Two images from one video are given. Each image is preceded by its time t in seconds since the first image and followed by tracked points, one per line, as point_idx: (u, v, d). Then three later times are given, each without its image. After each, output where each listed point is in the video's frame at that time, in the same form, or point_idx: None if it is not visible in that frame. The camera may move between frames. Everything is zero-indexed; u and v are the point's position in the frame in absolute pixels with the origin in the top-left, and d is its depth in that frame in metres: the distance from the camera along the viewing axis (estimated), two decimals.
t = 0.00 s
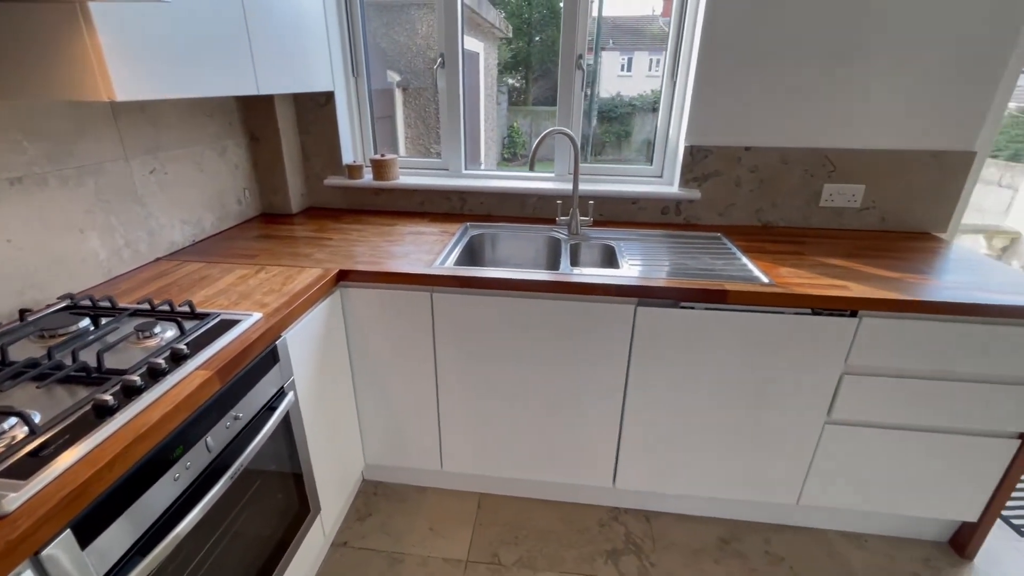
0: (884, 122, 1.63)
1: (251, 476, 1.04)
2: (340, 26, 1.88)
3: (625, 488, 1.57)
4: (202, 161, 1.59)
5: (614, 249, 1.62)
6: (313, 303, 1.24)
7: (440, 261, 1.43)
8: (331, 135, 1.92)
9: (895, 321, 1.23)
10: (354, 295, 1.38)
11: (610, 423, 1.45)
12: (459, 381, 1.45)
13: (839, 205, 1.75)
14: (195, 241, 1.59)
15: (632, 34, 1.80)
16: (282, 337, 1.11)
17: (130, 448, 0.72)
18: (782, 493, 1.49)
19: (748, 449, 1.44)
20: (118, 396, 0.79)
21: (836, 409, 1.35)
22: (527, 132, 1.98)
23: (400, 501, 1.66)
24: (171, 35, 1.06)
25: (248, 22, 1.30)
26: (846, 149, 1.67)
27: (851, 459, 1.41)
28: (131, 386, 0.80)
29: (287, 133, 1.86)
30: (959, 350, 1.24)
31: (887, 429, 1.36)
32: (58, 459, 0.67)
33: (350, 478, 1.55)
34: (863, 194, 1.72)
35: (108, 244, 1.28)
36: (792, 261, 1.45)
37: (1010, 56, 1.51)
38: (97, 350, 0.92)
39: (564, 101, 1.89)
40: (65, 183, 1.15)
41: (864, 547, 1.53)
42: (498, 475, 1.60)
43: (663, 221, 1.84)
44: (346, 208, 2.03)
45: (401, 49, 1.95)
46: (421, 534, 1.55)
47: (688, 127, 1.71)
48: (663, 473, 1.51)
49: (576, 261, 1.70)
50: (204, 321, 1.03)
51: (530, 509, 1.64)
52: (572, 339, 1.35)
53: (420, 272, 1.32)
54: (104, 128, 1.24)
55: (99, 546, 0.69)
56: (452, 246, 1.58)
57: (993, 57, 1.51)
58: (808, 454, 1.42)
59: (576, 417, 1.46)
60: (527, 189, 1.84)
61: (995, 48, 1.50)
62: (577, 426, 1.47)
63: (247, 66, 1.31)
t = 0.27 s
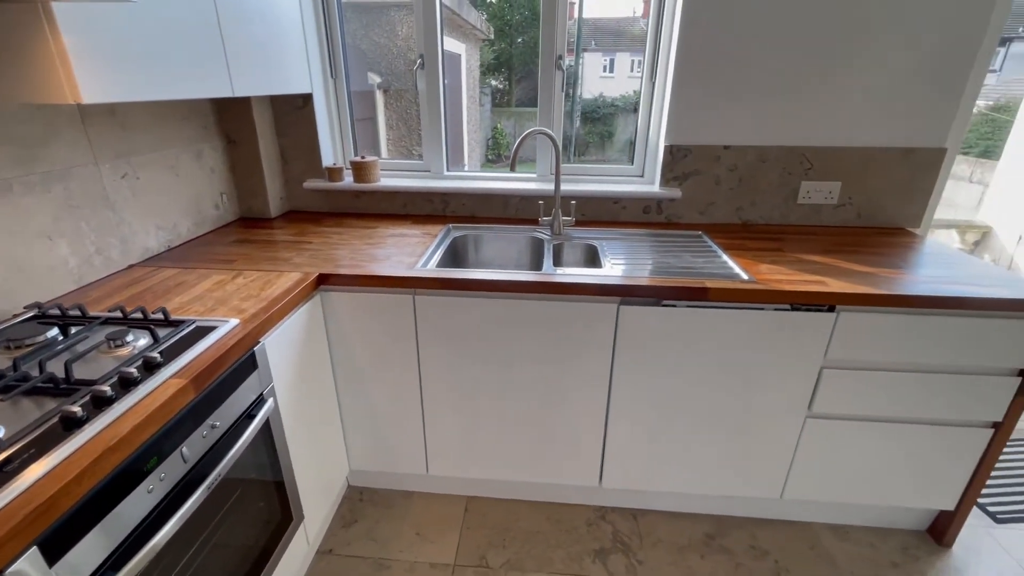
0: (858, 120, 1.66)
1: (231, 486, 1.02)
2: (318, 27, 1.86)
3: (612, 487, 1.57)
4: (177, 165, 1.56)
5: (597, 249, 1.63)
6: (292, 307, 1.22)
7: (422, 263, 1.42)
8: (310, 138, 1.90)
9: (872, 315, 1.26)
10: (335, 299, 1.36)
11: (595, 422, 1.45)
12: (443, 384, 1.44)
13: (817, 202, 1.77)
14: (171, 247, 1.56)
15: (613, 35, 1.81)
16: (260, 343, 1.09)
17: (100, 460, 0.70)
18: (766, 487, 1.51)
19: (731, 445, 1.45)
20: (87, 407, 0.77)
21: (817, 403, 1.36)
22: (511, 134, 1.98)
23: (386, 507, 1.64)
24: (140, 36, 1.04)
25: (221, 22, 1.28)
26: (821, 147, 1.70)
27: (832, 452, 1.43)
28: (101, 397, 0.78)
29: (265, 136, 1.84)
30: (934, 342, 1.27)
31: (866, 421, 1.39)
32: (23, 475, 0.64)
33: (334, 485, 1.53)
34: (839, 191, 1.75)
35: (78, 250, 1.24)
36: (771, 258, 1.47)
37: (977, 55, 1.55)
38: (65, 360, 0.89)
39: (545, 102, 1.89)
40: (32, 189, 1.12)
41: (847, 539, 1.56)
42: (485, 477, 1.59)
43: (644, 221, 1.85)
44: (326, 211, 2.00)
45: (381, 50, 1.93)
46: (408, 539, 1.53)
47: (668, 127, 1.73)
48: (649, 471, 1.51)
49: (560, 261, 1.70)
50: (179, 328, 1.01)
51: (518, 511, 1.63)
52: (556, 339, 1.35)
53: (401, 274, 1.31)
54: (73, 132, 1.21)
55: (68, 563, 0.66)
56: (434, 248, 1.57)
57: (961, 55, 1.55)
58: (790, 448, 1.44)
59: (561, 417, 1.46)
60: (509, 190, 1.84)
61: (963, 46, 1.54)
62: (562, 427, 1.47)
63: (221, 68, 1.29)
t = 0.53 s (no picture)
0: (836, 121, 1.69)
1: (214, 498, 1.00)
2: (299, 31, 1.85)
3: (600, 488, 1.58)
4: (156, 172, 1.53)
5: (582, 251, 1.63)
6: (275, 315, 1.21)
7: (407, 268, 1.41)
8: (293, 142, 1.89)
9: (852, 313, 1.27)
10: (319, 305, 1.35)
11: (583, 424, 1.46)
12: (430, 389, 1.43)
13: (798, 203, 1.80)
14: (151, 255, 1.53)
15: (598, 39, 1.82)
16: (242, 351, 1.08)
17: (76, 475, 0.69)
18: (752, 485, 1.52)
19: (717, 444, 1.46)
20: (62, 420, 0.75)
21: (800, 401, 1.38)
22: (497, 137, 1.98)
23: (374, 514, 1.63)
24: (115, 41, 1.02)
25: (199, 27, 1.26)
26: (801, 148, 1.73)
27: (816, 449, 1.45)
28: (76, 410, 0.76)
29: (247, 141, 1.82)
30: (912, 338, 1.29)
31: (849, 417, 1.41)
32: None
33: (321, 493, 1.51)
34: (819, 191, 1.78)
35: (54, 260, 1.22)
36: (754, 258, 1.49)
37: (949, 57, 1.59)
38: (40, 372, 0.87)
39: (530, 105, 1.90)
40: (5, 198, 1.10)
41: (832, 534, 1.58)
42: (474, 482, 1.58)
43: (629, 222, 1.87)
44: (311, 216, 1.99)
45: (364, 54, 1.92)
46: (396, 546, 1.52)
47: (651, 130, 1.74)
48: (637, 471, 1.52)
49: (545, 264, 1.71)
50: (158, 338, 0.99)
51: (508, 515, 1.63)
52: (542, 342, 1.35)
53: (386, 280, 1.30)
54: (47, 139, 1.19)
55: None
56: (420, 252, 1.56)
57: (934, 57, 1.58)
58: (775, 446, 1.45)
59: (548, 420, 1.46)
60: (494, 193, 1.84)
61: (936, 49, 1.57)
62: (550, 429, 1.47)
63: (199, 72, 1.27)
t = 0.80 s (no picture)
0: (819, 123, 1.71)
1: (201, 509, 0.99)
2: (285, 36, 1.84)
3: (592, 491, 1.58)
4: (140, 178, 1.51)
5: (571, 254, 1.64)
6: (262, 322, 1.20)
7: (396, 273, 1.40)
8: (280, 148, 1.88)
9: (837, 313, 1.29)
10: (307, 312, 1.34)
11: (574, 427, 1.46)
12: (421, 394, 1.43)
13: (783, 204, 1.82)
14: (135, 263, 1.51)
15: (586, 42, 1.83)
16: (228, 359, 1.07)
17: (57, 488, 0.67)
18: (742, 485, 1.53)
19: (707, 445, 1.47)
20: (43, 433, 0.74)
21: (788, 401, 1.40)
22: (487, 140, 1.99)
23: (365, 521, 1.61)
24: (95, 47, 1.01)
25: (182, 32, 1.25)
26: (785, 150, 1.75)
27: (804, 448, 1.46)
28: (58, 422, 0.75)
29: (233, 147, 1.80)
30: (896, 337, 1.31)
31: (836, 416, 1.42)
32: None
33: (311, 502, 1.50)
34: (804, 192, 1.80)
35: (35, 269, 1.20)
36: (741, 259, 1.51)
37: (928, 60, 1.62)
38: (20, 384, 0.86)
39: (518, 108, 1.90)
40: None
41: (821, 532, 1.59)
42: (466, 487, 1.58)
43: (618, 225, 1.88)
44: (299, 221, 1.97)
45: (352, 58, 1.92)
46: (388, 553, 1.51)
47: (638, 133, 1.76)
48: (629, 474, 1.52)
49: (535, 267, 1.71)
50: (143, 347, 0.98)
51: (500, 519, 1.62)
52: (532, 346, 1.35)
53: (375, 285, 1.30)
54: (27, 147, 1.17)
55: None
56: (409, 257, 1.56)
57: (914, 60, 1.61)
58: (764, 446, 1.46)
59: (539, 424, 1.46)
60: (483, 197, 1.84)
61: (916, 52, 1.60)
62: (542, 433, 1.47)
63: (182, 78, 1.26)
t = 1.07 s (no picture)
0: (805, 127, 1.74)
1: (190, 519, 0.98)
2: (273, 41, 1.84)
3: (585, 495, 1.58)
4: (126, 185, 1.50)
5: (562, 258, 1.65)
6: (252, 329, 1.19)
7: (387, 279, 1.40)
8: (269, 153, 1.87)
9: (825, 315, 1.31)
10: (297, 318, 1.33)
11: (567, 431, 1.46)
12: (412, 400, 1.42)
13: (771, 207, 1.84)
14: (122, 271, 1.49)
15: (576, 46, 1.84)
16: (217, 368, 1.06)
17: (42, 501, 0.66)
18: (734, 487, 1.54)
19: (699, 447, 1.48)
20: (27, 445, 0.73)
21: (778, 402, 1.41)
22: (478, 144, 1.99)
23: (358, 528, 1.60)
24: (80, 54, 1.00)
25: (169, 37, 1.25)
26: (773, 154, 1.77)
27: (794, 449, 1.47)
28: (42, 434, 0.74)
29: (221, 152, 1.79)
30: (882, 338, 1.33)
31: (825, 417, 1.44)
32: None
33: (302, 510, 1.48)
34: (792, 195, 1.82)
35: (18, 278, 1.18)
36: (730, 262, 1.52)
37: (910, 64, 1.65)
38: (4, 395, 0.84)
39: (508, 112, 1.91)
40: None
41: (812, 532, 1.60)
42: (459, 492, 1.57)
43: (608, 229, 1.89)
44: (288, 227, 1.96)
45: (342, 63, 1.92)
46: (381, 560, 1.50)
47: (628, 137, 1.77)
48: (621, 477, 1.53)
49: (526, 272, 1.72)
50: (129, 356, 0.97)
51: (493, 524, 1.62)
52: (523, 350, 1.35)
53: (365, 291, 1.29)
54: (10, 154, 1.16)
55: None
56: (399, 262, 1.56)
57: (896, 65, 1.64)
58: (755, 447, 1.47)
59: (531, 428, 1.46)
60: (474, 202, 1.84)
61: (898, 56, 1.63)
62: (534, 437, 1.47)
63: (170, 83, 1.25)
